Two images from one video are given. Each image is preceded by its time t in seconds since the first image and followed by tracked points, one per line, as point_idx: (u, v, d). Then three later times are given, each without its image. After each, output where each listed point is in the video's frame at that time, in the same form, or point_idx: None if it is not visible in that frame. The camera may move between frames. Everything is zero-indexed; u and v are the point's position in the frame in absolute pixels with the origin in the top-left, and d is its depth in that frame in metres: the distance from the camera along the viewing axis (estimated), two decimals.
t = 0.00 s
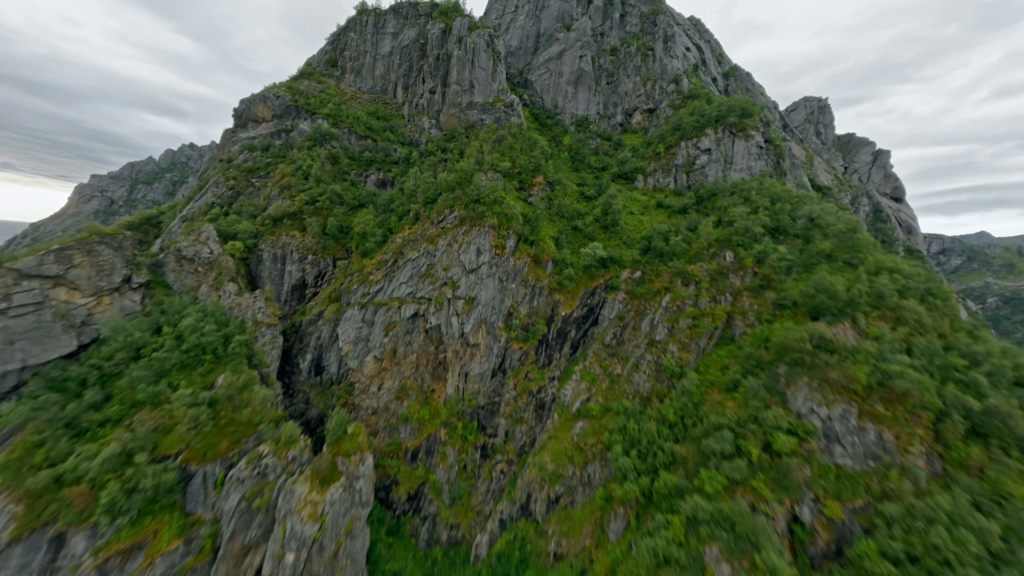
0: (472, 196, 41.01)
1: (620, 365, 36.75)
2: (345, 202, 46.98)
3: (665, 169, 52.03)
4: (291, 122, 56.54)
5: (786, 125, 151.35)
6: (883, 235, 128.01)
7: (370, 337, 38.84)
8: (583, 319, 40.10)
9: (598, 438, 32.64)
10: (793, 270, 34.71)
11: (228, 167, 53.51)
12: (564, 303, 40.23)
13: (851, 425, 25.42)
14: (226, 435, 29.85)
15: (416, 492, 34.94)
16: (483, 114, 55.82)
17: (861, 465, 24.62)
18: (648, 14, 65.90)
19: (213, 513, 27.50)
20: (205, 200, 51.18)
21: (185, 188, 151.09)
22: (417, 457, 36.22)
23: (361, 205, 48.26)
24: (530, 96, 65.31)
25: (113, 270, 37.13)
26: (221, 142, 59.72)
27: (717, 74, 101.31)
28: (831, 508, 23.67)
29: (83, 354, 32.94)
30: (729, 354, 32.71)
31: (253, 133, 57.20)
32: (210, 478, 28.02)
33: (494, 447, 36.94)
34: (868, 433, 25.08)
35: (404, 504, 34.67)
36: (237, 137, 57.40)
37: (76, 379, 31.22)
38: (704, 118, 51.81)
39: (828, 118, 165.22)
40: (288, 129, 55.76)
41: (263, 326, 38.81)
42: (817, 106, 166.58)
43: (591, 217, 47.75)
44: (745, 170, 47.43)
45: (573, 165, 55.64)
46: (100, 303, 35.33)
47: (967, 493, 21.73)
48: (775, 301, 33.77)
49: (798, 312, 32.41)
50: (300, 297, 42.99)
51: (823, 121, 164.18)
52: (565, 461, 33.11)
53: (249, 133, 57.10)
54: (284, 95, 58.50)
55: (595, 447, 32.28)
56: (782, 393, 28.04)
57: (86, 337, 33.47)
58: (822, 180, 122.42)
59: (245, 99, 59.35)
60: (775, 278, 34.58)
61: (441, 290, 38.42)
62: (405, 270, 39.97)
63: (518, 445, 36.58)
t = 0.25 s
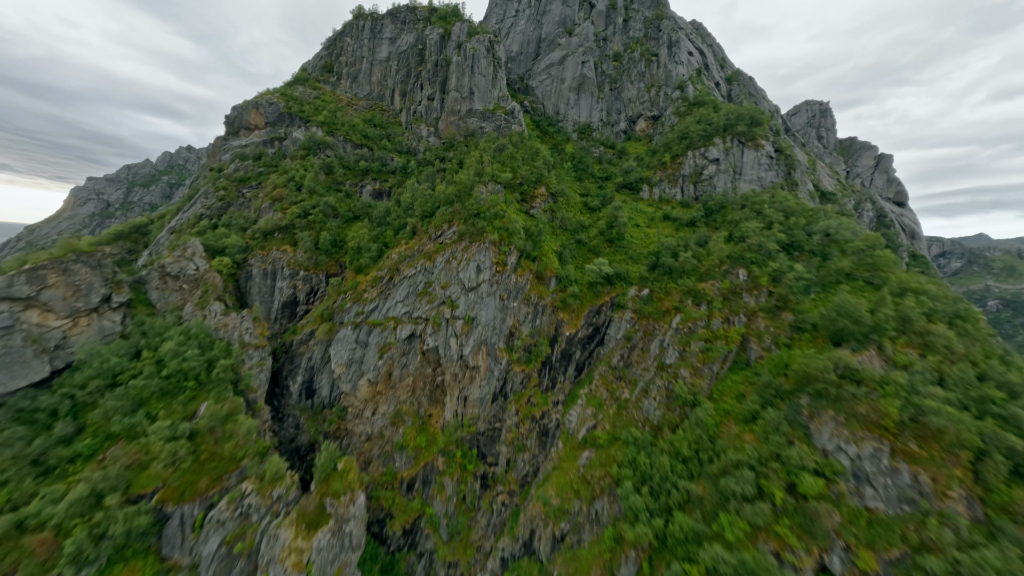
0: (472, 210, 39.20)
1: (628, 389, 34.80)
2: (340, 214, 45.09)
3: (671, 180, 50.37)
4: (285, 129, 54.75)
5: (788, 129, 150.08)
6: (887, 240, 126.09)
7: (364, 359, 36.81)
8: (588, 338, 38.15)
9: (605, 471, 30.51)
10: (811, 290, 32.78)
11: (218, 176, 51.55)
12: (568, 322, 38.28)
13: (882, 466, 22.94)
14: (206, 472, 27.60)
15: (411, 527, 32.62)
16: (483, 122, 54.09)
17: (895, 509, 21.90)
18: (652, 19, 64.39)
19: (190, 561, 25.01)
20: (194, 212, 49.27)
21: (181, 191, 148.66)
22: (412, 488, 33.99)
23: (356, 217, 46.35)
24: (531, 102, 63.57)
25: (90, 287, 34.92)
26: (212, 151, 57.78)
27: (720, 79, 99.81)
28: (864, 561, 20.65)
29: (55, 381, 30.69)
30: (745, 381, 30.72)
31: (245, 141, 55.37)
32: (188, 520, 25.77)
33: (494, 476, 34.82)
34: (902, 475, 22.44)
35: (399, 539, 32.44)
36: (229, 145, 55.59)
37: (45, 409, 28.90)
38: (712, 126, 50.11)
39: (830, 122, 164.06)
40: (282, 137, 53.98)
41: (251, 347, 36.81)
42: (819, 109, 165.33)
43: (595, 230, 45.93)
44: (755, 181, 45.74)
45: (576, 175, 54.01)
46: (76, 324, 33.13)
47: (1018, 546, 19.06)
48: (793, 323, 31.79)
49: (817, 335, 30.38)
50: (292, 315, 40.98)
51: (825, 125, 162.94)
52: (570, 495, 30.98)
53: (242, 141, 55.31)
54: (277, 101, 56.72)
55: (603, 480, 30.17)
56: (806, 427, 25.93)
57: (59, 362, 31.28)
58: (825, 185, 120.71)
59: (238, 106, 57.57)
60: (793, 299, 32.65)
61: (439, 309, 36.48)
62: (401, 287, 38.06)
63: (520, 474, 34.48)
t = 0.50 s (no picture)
0: (471, 225, 37.34)
1: (637, 417, 32.76)
2: (334, 228, 43.24)
3: (679, 191, 48.66)
4: (278, 138, 52.97)
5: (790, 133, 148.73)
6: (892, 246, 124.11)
7: (357, 384, 34.69)
8: (594, 361, 36.16)
9: (615, 508, 28.35)
10: (832, 313, 30.89)
11: (208, 187, 49.66)
12: (573, 343, 36.32)
13: (921, 514, 20.63)
14: (183, 515, 25.36)
15: (404, 568, 30.11)
16: (483, 130, 52.41)
17: (937, 565, 19.52)
18: (656, 24, 62.95)
19: None
20: (182, 224, 47.37)
21: (176, 195, 146.07)
22: (406, 525, 31.52)
23: (350, 231, 44.47)
24: (533, 109, 61.91)
25: (65, 309, 32.96)
26: (202, 160, 55.89)
27: (722, 84, 98.33)
28: None
29: (23, 413, 28.56)
30: (764, 411, 28.66)
31: (237, 150, 53.56)
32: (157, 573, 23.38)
33: (495, 510, 32.58)
34: (944, 525, 20.04)
35: None
36: (220, 154, 53.79)
37: (9, 446, 26.69)
38: (720, 136, 48.46)
39: (832, 126, 162.96)
40: (275, 146, 52.19)
41: (236, 372, 34.49)
42: (821, 114, 164.18)
43: (600, 244, 44.14)
44: (766, 193, 43.98)
45: (580, 185, 52.41)
46: (48, 350, 31.07)
47: None
48: (813, 348, 29.83)
49: (840, 362, 28.33)
50: (282, 336, 38.91)
51: (827, 129, 161.77)
52: (577, 534, 28.78)
53: (233, 150, 53.51)
54: (270, 109, 54.97)
55: (611, 519, 27.99)
56: (833, 467, 23.82)
57: (29, 391, 29.22)
58: (829, 191, 118.91)
59: (229, 113, 55.79)
60: (813, 323, 30.73)
61: (436, 331, 34.51)
62: (397, 307, 36.14)
63: (523, 509, 32.30)
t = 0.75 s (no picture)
0: (471, 243, 35.45)
1: (647, 449, 30.63)
2: (327, 243, 41.36)
3: (686, 203, 46.89)
4: (271, 147, 51.20)
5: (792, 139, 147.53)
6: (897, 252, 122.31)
7: (349, 412, 32.58)
8: (601, 387, 34.09)
9: (626, 552, 26.12)
10: (856, 339, 28.94)
11: (196, 198, 47.74)
12: (578, 367, 34.31)
13: None
14: (154, 568, 23.08)
15: None
16: (483, 139, 50.66)
17: None
18: (660, 31, 61.65)
19: None
20: (168, 238, 45.44)
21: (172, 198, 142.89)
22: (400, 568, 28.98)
23: (344, 245, 42.60)
24: (534, 117, 60.34)
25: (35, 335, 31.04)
26: (192, 169, 54.02)
27: (725, 90, 96.94)
28: None
29: None
30: (787, 447, 26.55)
31: (228, 160, 51.74)
32: None
33: (496, 550, 30.20)
34: None
35: None
36: (211, 164, 51.96)
37: None
38: (729, 146, 46.76)
39: (833, 131, 161.94)
40: (267, 156, 50.39)
41: (220, 401, 32.24)
42: (822, 119, 163.11)
43: (605, 259, 42.29)
44: (778, 206, 42.23)
45: (583, 197, 50.71)
46: (17, 379, 29.04)
47: None
48: (836, 377, 27.82)
49: (867, 394, 26.25)
50: (270, 358, 36.84)
51: (829, 134, 160.76)
52: None
53: (224, 160, 51.71)
54: (263, 117, 53.20)
55: (623, 565, 25.70)
56: (865, 516, 21.77)
57: None
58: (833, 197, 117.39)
59: (221, 121, 54.00)
60: (835, 350, 28.72)
61: (434, 356, 32.46)
62: (392, 330, 34.15)
63: (526, 548, 29.97)
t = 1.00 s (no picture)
0: (470, 262, 33.54)
1: (659, 485, 28.52)
2: (320, 260, 39.45)
3: (694, 216, 45.10)
4: (263, 158, 49.45)
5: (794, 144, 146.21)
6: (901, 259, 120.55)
7: (339, 445, 30.44)
8: (608, 415, 32.06)
9: None
10: (883, 368, 26.97)
11: (184, 211, 45.82)
12: (585, 394, 32.31)
13: None
14: None
15: None
16: (483, 149, 48.93)
17: None
18: (665, 38, 60.26)
19: None
20: (153, 253, 43.44)
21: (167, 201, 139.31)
22: None
23: (337, 262, 40.68)
24: (535, 125, 58.76)
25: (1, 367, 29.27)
26: (181, 180, 52.15)
27: (728, 96, 95.62)
28: None
29: None
30: (812, 489, 24.44)
31: (218, 170, 49.86)
32: None
33: None
34: None
35: None
36: (200, 175, 50.11)
37: None
38: (738, 157, 45.09)
39: (835, 136, 160.94)
40: (259, 167, 48.59)
41: (201, 433, 30.15)
42: (824, 123, 162.08)
43: (611, 276, 40.50)
44: (791, 221, 40.49)
45: (586, 209, 48.97)
46: None
47: None
48: (863, 411, 25.79)
49: (898, 431, 24.26)
50: (257, 383, 34.87)
51: (830, 139, 159.59)
52: None
53: (214, 170, 49.86)
54: (255, 126, 51.46)
55: None
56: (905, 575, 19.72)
57: None
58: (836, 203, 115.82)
59: (211, 131, 52.21)
60: (860, 380, 26.75)
61: (431, 384, 30.43)
62: (386, 355, 32.13)
63: None
